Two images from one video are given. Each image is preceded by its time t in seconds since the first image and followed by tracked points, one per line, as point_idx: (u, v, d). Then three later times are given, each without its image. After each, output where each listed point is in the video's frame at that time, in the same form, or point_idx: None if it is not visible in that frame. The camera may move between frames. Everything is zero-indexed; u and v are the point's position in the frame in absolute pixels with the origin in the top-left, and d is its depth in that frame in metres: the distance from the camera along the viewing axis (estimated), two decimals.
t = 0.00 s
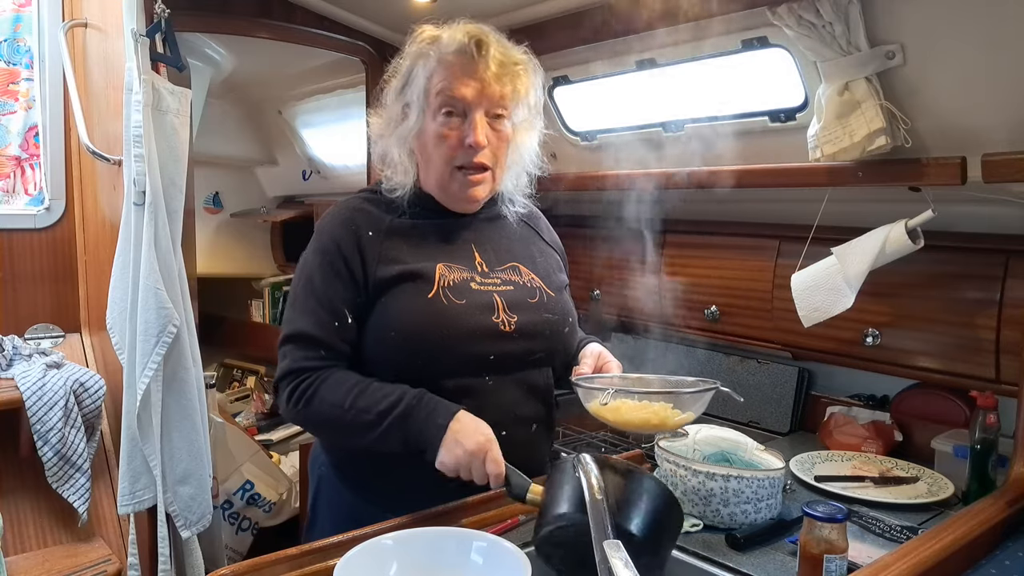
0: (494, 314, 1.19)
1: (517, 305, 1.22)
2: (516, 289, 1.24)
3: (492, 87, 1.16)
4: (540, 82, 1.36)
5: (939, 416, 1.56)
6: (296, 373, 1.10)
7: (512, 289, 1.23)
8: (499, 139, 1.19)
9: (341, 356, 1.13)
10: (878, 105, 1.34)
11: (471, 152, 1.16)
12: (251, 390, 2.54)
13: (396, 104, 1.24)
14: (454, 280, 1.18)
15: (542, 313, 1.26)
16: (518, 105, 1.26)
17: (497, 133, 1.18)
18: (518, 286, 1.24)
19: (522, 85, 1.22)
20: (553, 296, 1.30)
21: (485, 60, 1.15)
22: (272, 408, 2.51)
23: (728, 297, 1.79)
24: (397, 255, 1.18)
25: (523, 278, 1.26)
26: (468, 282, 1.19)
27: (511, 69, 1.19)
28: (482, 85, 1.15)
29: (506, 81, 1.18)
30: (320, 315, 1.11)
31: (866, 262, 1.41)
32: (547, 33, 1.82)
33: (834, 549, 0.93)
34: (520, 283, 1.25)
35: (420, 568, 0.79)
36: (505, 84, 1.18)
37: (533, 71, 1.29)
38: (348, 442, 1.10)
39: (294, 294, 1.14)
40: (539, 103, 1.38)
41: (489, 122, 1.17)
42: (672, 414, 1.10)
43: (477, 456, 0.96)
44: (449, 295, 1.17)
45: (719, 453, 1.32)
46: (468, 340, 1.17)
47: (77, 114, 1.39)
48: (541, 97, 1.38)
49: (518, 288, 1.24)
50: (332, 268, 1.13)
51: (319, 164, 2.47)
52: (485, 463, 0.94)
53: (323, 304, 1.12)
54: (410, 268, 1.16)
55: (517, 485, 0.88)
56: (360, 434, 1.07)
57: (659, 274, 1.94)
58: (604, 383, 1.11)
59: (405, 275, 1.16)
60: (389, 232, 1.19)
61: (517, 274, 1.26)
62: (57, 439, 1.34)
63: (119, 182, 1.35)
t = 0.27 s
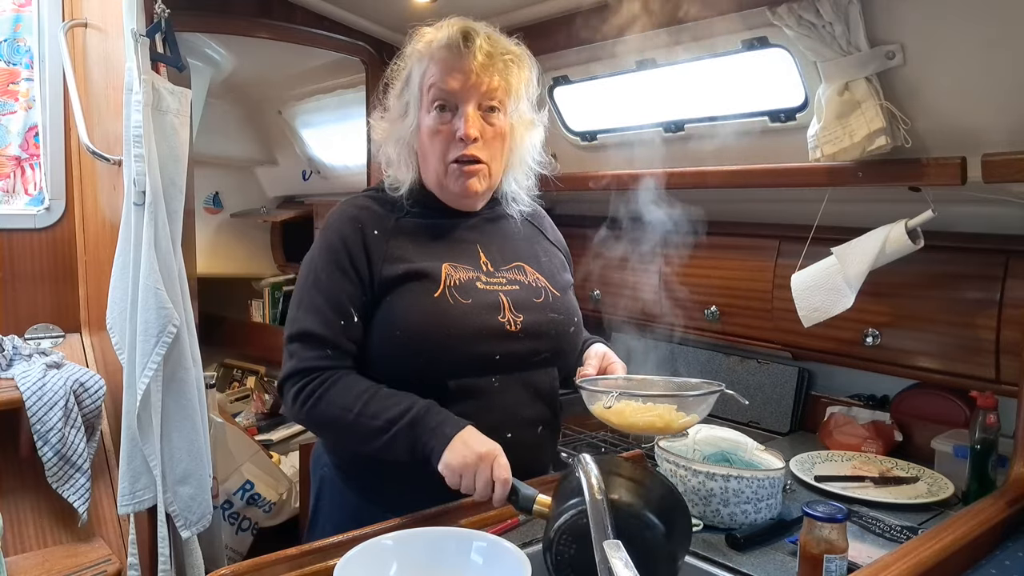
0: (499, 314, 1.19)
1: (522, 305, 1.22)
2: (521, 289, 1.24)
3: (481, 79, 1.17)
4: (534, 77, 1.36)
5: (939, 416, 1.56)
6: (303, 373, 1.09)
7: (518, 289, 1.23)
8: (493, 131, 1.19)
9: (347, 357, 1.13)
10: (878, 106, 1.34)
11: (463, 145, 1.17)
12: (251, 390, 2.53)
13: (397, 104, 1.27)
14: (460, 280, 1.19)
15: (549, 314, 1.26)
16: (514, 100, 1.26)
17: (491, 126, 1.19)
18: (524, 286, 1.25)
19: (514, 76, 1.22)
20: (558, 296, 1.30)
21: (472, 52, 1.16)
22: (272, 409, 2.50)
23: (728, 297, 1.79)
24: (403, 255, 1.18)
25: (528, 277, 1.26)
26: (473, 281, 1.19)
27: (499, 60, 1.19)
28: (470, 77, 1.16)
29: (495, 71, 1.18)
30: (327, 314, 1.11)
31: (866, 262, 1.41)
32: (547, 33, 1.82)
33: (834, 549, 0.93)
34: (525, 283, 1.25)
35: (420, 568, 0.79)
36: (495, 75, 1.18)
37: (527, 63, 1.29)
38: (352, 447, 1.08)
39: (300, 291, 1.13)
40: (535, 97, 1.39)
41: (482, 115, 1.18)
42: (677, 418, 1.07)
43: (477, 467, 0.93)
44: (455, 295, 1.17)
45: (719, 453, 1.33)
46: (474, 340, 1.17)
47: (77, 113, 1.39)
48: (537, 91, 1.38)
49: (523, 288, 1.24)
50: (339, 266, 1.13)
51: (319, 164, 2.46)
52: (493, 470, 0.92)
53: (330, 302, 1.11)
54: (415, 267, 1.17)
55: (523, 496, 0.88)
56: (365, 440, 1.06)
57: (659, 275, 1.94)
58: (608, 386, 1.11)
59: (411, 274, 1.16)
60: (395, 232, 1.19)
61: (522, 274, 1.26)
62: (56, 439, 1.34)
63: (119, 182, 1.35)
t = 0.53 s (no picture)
0: (501, 315, 1.19)
1: (524, 306, 1.22)
2: (523, 290, 1.24)
3: (479, 75, 1.17)
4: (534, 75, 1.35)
5: (939, 416, 1.56)
6: (301, 375, 1.10)
7: (520, 289, 1.23)
8: (492, 128, 1.19)
9: (346, 360, 1.13)
10: (878, 106, 1.34)
11: (462, 142, 1.16)
12: (251, 390, 2.55)
13: (398, 104, 1.27)
14: (462, 281, 1.19)
15: (551, 315, 1.26)
16: (514, 97, 1.26)
17: (489, 122, 1.19)
18: (526, 287, 1.25)
19: (513, 72, 1.22)
20: (560, 296, 1.30)
21: (469, 47, 1.16)
22: (272, 409, 2.53)
23: (728, 297, 1.79)
24: (405, 256, 1.18)
25: (531, 278, 1.26)
26: (475, 282, 1.19)
27: (497, 56, 1.19)
28: (468, 73, 1.16)
29: (493, 68, 1.18)
30: (326, 316, 1.11)
31: (866, 262, 1.41)
32: (547, 33, 1.82)
33: (834, 549, 0.93)
34: (528, 283, 1.25)
35: (419, 568, 0.79)
36: (493, 71, 1.18)
37: (525, 59, 1.29)
38: (349, 451, 1.09)
39: (300, 294, 1.14)
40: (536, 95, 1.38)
41: (480, 111, 1.18)
42: (680, 421, 1.06)
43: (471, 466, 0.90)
44: (457, 296, 1.17)
45: (719, 452, 1.33)
46: (476, 341, 1.17)
47: (77, 114, 1.39)
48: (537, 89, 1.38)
49: (526, 289, 1.24)
50: (339, 268, 1.13)
51: (319, 164, 2.46)
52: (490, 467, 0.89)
53: (329, 305, 1.11)
54: (417, 269, 1.17)
55: (526, 491, 0.87)
56: (362, 445, 1.06)
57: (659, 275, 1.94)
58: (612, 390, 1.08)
59: (412, 276, 1.16)
60: (395, 233, 1.19)
61: (524, 274, 1.26)
62: (56, 439, 1.34)
63: (119, 182, 1.35)
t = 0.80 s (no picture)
0: (500, 315, 1.19)
1: (524, 307, 1.22)
2: (523, 290, 1.24)
3: (482, 88, 1.16)
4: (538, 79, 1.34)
5: (940, 416, 1.56)
6: (298, 376, 1.10)
7: (519, 290, 1.23)
8: (494, 141, 1.19)
9: (343, 360, 1.13)
10: (878, 105, 1.34)
11: (463, 154, 1.17)
12: (251, 390, 2.51)
13: (399, 106, 1.27)
14: (460, 282, 1.19)
15: (550, 315, 1.26)
16: (518, 106, 1.24)
17: (492, 135, 1.18)
18: (525, 288, 1.24)
19: (514, 84, 1.21)
20: (560, 297, 1.30)
21: (472, 60, 1.15)
22: (272, 408, 2.50)
23: (728, 297, 1.79)
24: (403, 257, 1.18)
25: (530, 279, 1.26)
26: (474, 283, 1.19)
27: (500, 68, 1.18)
28: (470, 87, 1.15)
29: (495, 81, 1.17)
30: (323, 317, 1.11)
31: (866, 262, 1.41)
32: (547, 33, 1.82)
33: (834, 549, 0.93)
34: (527, 284, 1.25)
35: (420, 568, 0.79)
36: (496, 83, 1.17)
37: (530, 69, 1.28)
38: (345, 451, 1.09)
39: (298, 294, 1.14)
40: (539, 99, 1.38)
41: (483, 124, 1.17)
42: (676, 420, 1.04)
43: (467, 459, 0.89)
44: (455, 297, 1.17)
45: (719, 453, 1.33)
46: (474, 342, 1.17)
47: (77, 114, 1.39)
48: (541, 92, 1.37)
49: (525, 290, 1.24)
50: (337, 269, 1.13)
51: (319, 164, 2.46)
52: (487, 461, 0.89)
53: (327, 306, 1.11)
54: (416, 270, 1.17)
55: (524, 484, 0.89)
56: (357, 446, 1.06)
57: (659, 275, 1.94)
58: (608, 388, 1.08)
59: (411, 277, 1.16)
60: (394, 234, 1.19)
61: (524, 275, 1.26)
62: (57, 439, 1.34)
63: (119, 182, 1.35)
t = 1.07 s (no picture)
0: (499, 315, 1.19)
1: (522, 307, 1.22)
2: (521, 290, 1.24)
3: (489, 93, 1.14)
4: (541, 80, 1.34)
5: (940, 416, 1.56)
6: (296, 376, 1.10)
7: (518, 290, 1.23)
8: (499, 143, 1.18)
9: (341, 360, 1.13)
10: (878, 105, 1.34)
11: (470, 157, 1.16)
12: (251, 390, 2.50)
13: (399, 105, 1.25)
14: (459, 282, 1.18)
15: (550, 315, 1.26)
16: (522, 108, 1.23)
17: (497, 138, 1.18)
18: (524, 288, 1.24)
19: (520, 88, 1.20)
20: (559, 297, 1.30)
21: (480, 65, 1.13)
22: (272, 408, 2.49)
23: (729, 297, 1.79)
24: (403, 258, 1.18)
25: (529, 279, 1.26)
26: (473, 283, 1.19)
27: (507, 73, 1.16)
28: (477, 92, 1.13)
29: (503, 86, 1.15)
30: (321, 318, 1.11)
31: (866, 262, 1.41)
32: (547, 33, 1.82)
33: (834, 549, 0.93)
34: (526, 284, 1.25)
35: (420, 568, 0.79)
36: (504, 89, 1.16)
37: (534, 72, 1.27)
38: (344, 450, 1.09)
39: (297, 295, 1.14)
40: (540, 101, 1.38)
41: (490, 128, 1.16)
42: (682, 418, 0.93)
43: (464, 453, 0.91)
44: (453, 297, 1.17)
45: (719, 453, 1.33)
46: (473, 342, 1.17)
47: (77, 113, 1.39)
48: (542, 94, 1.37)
49: (524, 290, 1.24)
50: (335, 270, 1.13)
51: (318, 164, 2.45)
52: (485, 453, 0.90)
53: (325, 307, 1.11)
54: (415, 271, 1.17)
55: (524, 474, 0.90)
56: (356, 444, 1.06)
57: (659, 274, 1.94)
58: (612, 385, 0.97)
59: (410, 278, 1.16)
60: (393, 235, 1.19)
61: (523, 275, 1.26)
62: (57, 439, 1.34)
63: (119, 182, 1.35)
